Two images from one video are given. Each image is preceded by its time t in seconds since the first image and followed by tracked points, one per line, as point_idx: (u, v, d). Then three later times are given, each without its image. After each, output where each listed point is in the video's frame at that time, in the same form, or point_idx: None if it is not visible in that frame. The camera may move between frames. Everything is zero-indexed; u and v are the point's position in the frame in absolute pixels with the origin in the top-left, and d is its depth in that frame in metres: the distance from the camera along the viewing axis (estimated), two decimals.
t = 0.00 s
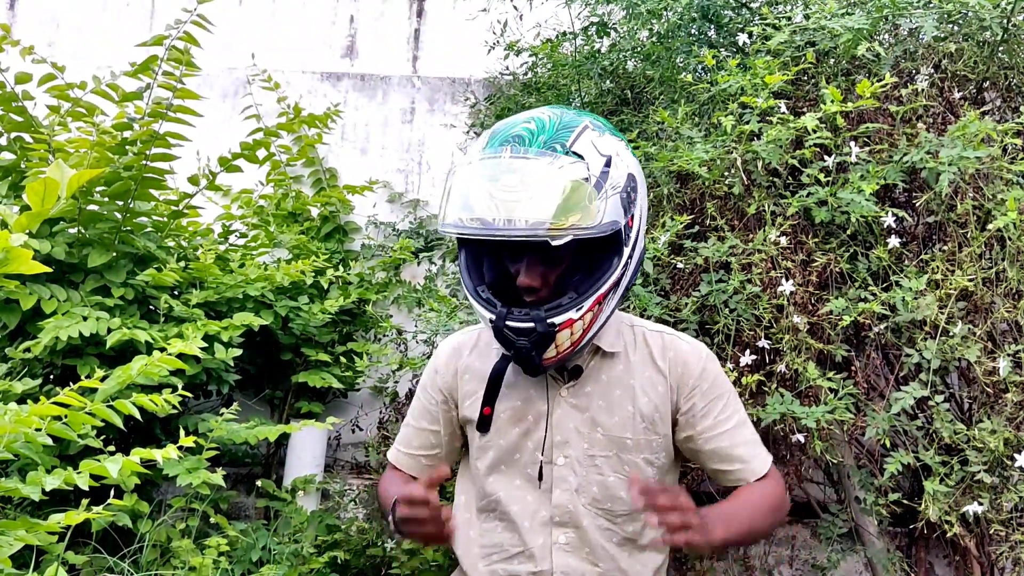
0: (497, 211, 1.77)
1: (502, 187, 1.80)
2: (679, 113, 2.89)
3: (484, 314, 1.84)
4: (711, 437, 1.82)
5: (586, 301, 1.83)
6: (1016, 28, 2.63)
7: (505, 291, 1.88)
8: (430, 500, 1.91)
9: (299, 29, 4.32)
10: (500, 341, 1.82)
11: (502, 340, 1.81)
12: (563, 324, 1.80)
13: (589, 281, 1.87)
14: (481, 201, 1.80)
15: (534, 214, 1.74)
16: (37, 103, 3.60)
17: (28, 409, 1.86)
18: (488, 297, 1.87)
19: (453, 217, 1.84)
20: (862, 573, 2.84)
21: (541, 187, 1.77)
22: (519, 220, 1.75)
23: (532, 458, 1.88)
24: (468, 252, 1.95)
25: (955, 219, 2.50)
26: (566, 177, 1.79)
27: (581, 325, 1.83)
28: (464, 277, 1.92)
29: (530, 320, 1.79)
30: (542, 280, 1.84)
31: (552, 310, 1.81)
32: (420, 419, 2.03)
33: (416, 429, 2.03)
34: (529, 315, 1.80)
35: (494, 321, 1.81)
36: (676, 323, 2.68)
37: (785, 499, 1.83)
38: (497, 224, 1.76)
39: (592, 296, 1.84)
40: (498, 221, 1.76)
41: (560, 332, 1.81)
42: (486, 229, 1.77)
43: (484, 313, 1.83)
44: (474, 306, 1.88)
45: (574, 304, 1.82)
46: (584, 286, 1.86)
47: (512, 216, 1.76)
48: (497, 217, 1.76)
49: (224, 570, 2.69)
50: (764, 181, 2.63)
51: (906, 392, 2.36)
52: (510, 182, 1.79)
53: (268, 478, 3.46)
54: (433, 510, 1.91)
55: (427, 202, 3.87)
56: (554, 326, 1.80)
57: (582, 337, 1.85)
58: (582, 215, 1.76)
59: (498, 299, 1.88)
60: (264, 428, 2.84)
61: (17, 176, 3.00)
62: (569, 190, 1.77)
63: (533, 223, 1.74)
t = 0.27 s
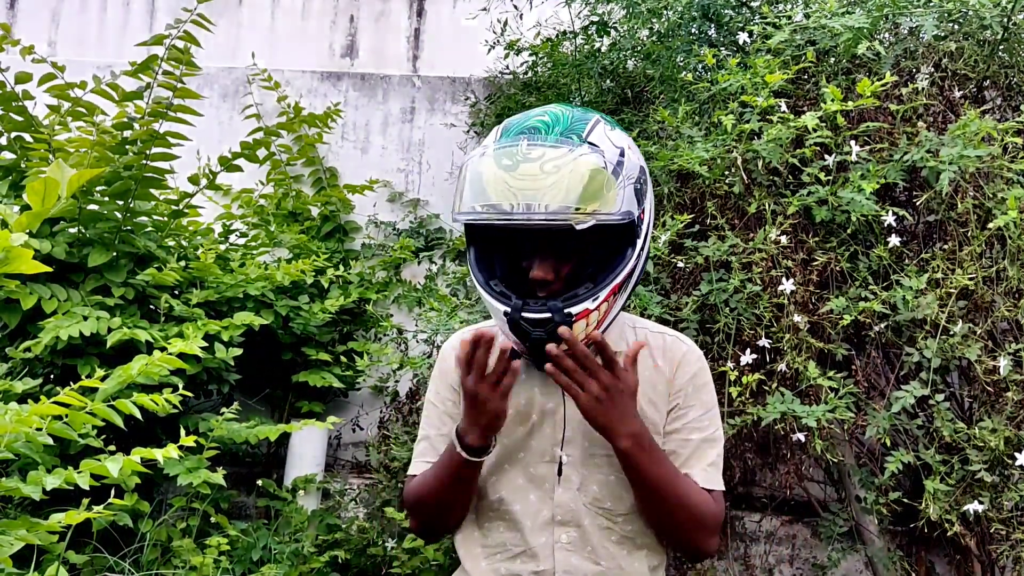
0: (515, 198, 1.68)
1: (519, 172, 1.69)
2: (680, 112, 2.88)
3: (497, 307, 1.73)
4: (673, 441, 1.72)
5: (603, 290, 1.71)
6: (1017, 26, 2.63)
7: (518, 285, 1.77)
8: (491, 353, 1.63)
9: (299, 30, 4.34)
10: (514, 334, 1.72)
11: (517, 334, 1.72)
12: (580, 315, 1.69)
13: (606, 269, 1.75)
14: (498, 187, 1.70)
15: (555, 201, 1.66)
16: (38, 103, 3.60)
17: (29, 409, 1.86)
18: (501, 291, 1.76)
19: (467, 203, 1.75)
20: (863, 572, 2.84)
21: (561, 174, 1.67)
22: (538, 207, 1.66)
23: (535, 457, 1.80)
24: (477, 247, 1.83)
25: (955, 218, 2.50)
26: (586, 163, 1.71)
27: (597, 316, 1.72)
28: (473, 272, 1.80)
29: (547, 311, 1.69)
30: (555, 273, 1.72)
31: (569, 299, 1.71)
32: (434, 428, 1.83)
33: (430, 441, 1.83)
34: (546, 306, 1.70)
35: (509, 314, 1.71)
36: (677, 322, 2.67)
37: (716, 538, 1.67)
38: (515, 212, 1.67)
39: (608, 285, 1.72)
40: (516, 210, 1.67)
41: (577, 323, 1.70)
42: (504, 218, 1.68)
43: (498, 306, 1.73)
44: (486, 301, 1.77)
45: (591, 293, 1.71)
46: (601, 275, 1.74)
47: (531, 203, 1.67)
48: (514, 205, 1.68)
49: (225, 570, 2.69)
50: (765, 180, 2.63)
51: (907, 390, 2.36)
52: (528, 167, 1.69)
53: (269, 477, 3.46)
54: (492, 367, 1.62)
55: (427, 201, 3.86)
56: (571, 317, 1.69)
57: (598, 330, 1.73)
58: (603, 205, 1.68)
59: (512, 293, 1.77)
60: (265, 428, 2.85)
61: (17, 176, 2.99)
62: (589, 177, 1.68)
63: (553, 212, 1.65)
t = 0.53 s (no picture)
0: (521, 198, 1.66)
1: (525, 172, 1.67)
2: (680, 111, 2.88)
3: (501, 306, 1.72)
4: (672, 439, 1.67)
5: (606, 290, 1.72)
6: (1018, 25, 2.64)
7: (521, 284, 1.76)
8: (524, 345, 1.64)
9: (299, 30, 4.34)
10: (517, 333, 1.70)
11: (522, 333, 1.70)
12: (585, 314, 1.69)
13: (608, 271, 1.76)
14: (503, 187, 1.68)
15: (561, 202, 1.64)
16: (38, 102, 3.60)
17: (31, 408, 1.86)
18: (506, 292, 1.75)
19: (473, 203, 1.72)
20: (864, 570, 2.84)
21: (567, 173, 1.65)
22: (544, 207, 1.64)
23: (536, 455, 1.69)
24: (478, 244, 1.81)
25: (956, 217, 2.50)
26: (592, 163, 1.68)
27: (601, 317, 1.71)
28: (476, 268, 1.79)
29: (553, 309, 1.67)
30: (558, 273, 1.70)
31: (574, 300, 1.70)
32: (438, 425, 1.74)
33: (434, 439, 1.73)
34: (550, 305, 1.69)
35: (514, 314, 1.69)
36: (678, 321, 2.67)
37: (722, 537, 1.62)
38: (521, 212, 1.65)
39: (612, 286, 1.72)
40: (522, 210, 1.65)
41: (581, 323, 1.70)
42: (509, 219, 1.66)
43: (503, 305, 1.71)
44: (488, 299, 1.76)
45: (595, 294, 1.71)
46: (604, 276, 1.75)
47: (536, 203, 1.65)
48: (520, 206, 1.65)
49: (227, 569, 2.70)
50: (765, 179, 2.63)
51: (908, 389, 2.35)
52: (534, 166, 1.67)
53: (270, 476, 3.46)
54: (520, 357, 1.62)
55: (428, 200, 3.86)
56: (577, 316, 1.68)
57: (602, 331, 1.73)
58: (610, 206, 1.66)
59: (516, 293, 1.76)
60: (266, 427, 2.86)
61: (18, 176, 2.99)
62: (595, 176, 1.66)
63: (559, 213, 1.63)
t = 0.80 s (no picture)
0: (523, 191, 1.66)
1: (528, 165, 1.67)
2: (680, 109, 2.88)
3: (500, 298, 1.72)
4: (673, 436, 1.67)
5: (607, 287, 1.70)
6: (1017, 24, 2.64)
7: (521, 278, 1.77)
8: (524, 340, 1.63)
9: (298, 28, 4.34)
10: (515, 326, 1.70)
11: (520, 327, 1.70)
12: (583, 311, 1.68)
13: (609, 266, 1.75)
14: (506, 179, 1.68)
15: (562, 196, 1.63)
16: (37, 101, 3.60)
17: (30, 407, 1.86)
18: (505, 284, 1.75)
19: (475, 193, 1.73)
20: (863, 568, 2.85)
21: (571, 168, 1.65)
22: (545, 202, 1.64)
23: (535, 454, 1.68)
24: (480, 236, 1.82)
25: (955, 215, 2.50)
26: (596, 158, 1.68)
27: (599, 313, 1.70)
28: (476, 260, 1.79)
29: (552, 305, 1.67)
30: (559, 268, 1.71)
31: (572, 296, 1.70)
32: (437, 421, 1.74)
33: (431, 435, 1.74)
34: (550, 300, 1.68)
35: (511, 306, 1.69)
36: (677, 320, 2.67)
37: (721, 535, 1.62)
38: (523, 204, 1.66)
39: (612, 283, 1.71)
40: (524, 202, 1.65)
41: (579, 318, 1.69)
42: (512, 210, 1.66)
43: (501, 298, 1.71)
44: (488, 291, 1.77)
45: (594, 291, 1.70)
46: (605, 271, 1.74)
47: (538, 197, 1.65)
48: (522, 198, 1.66)
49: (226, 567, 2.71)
50: (765, 177, 2.63)
51: (907, 388, 2.36)
52: (538, 159, 1.67)
53: (270, 475, 3.46)
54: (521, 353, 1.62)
55: (427, 199, 3.86)
56: (575, 312, 1.68)
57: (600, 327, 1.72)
58: (612, 202, 1.66)
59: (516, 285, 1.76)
60: (266, 426, 2.86)
61: (18, 174, 3.01)
62: (599, 171, 1.66)
63: (561, 206, 1.63)
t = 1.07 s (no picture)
0: (529, 158, 1.75)
1: (534, 135, 1.77)
2: (678, 107, 2.88)
3: (503, 272, 1.75)
4: (672, 429, 1.67)
5: (609, 257, 1.74)
6: (1014, 22, 2.65)
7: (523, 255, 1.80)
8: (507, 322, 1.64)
9: (297, 26, 4.35)
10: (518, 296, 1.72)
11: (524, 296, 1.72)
12: (586, 278, 1.72)
13: (610, 243, 1.80)
14: (512, 147, 1.77)
15: (567, 162, 1.73)
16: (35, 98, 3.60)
17: (28, 404, 1.86)
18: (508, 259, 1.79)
19: (480, 164, 1.81)
20: (860, 567, 2.85)
21: (575, 138, 1.75)
22: (552, 166, 1.73)
23: (533, 445, 1.70)
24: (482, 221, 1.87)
25: (953, 213, 2.50)
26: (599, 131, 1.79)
27: (602, 283, 1.74)
28: (478, 241, 1.83)
29: (556, 272, 1.70)
30: (561, 244, 1.77)
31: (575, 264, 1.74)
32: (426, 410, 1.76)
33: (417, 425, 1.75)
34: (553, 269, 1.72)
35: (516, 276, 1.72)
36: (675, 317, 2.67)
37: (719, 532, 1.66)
38: (529, 168, 1.75)
39: (614, 254, 1.75)
40: (530, 167, 1.74)
41: (582, 287, 1.72)
42: (517, 175, 1.75)
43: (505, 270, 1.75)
44: (491, 268, 1.80)
45: (597, 259, 1.74)
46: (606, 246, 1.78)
47: (544, 163, 1.74)
48: (528, 163, 1.75)
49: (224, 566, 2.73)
50: (763, 175, 2.63)
51: (905, 385, 2.36)
52: (543, 131, 1.77)
53: (267, 473, 3.46)
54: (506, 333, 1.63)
55: (425, 197, 3.85)
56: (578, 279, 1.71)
57: (602, 299, 1.75)
58: (615, 167, 1.75)
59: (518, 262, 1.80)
60: (263, 423, 2.86)
61: (15, 171, 3.00)
62: (601, 140, 1.76)
63: (566, 170, 1.72)
